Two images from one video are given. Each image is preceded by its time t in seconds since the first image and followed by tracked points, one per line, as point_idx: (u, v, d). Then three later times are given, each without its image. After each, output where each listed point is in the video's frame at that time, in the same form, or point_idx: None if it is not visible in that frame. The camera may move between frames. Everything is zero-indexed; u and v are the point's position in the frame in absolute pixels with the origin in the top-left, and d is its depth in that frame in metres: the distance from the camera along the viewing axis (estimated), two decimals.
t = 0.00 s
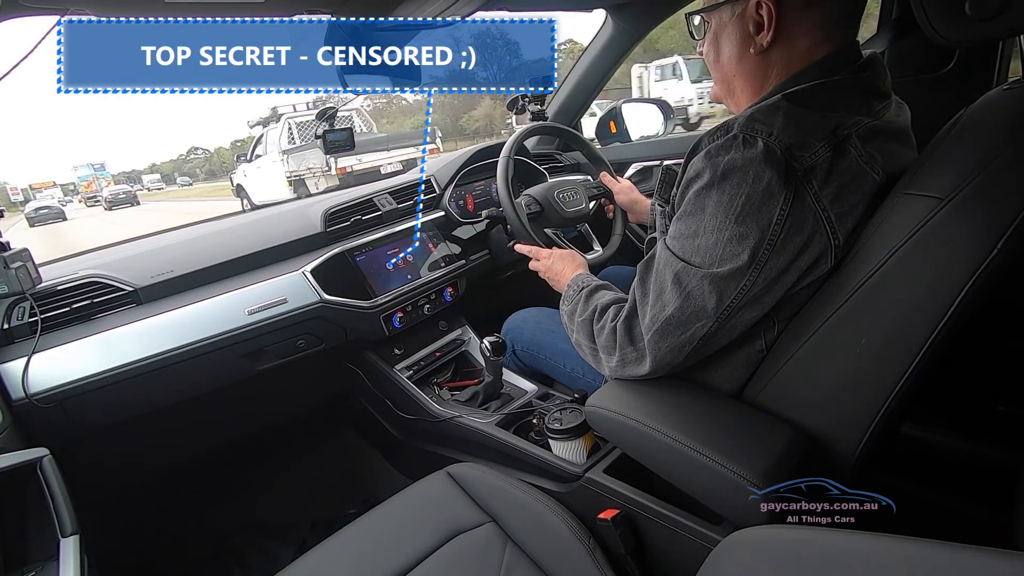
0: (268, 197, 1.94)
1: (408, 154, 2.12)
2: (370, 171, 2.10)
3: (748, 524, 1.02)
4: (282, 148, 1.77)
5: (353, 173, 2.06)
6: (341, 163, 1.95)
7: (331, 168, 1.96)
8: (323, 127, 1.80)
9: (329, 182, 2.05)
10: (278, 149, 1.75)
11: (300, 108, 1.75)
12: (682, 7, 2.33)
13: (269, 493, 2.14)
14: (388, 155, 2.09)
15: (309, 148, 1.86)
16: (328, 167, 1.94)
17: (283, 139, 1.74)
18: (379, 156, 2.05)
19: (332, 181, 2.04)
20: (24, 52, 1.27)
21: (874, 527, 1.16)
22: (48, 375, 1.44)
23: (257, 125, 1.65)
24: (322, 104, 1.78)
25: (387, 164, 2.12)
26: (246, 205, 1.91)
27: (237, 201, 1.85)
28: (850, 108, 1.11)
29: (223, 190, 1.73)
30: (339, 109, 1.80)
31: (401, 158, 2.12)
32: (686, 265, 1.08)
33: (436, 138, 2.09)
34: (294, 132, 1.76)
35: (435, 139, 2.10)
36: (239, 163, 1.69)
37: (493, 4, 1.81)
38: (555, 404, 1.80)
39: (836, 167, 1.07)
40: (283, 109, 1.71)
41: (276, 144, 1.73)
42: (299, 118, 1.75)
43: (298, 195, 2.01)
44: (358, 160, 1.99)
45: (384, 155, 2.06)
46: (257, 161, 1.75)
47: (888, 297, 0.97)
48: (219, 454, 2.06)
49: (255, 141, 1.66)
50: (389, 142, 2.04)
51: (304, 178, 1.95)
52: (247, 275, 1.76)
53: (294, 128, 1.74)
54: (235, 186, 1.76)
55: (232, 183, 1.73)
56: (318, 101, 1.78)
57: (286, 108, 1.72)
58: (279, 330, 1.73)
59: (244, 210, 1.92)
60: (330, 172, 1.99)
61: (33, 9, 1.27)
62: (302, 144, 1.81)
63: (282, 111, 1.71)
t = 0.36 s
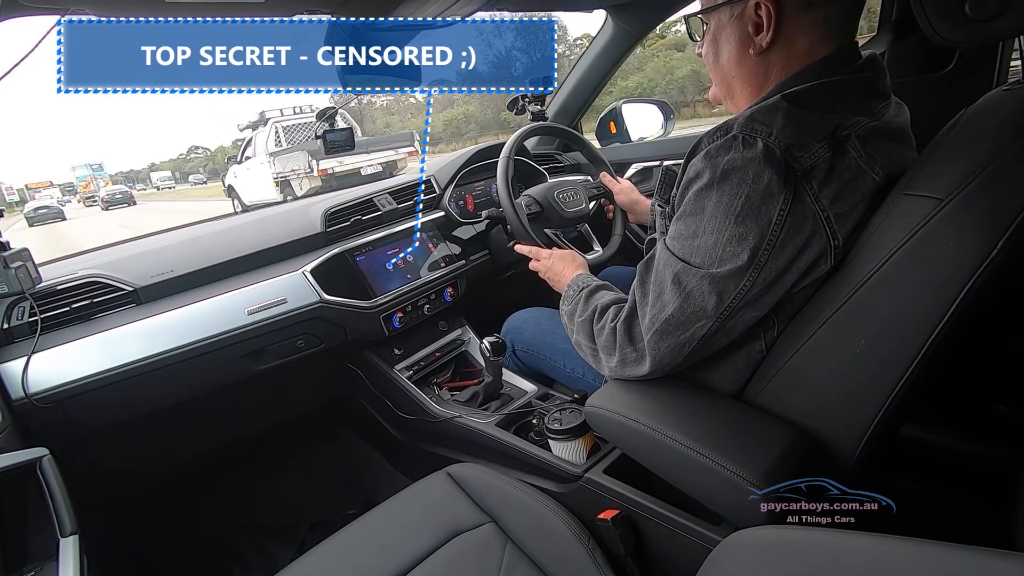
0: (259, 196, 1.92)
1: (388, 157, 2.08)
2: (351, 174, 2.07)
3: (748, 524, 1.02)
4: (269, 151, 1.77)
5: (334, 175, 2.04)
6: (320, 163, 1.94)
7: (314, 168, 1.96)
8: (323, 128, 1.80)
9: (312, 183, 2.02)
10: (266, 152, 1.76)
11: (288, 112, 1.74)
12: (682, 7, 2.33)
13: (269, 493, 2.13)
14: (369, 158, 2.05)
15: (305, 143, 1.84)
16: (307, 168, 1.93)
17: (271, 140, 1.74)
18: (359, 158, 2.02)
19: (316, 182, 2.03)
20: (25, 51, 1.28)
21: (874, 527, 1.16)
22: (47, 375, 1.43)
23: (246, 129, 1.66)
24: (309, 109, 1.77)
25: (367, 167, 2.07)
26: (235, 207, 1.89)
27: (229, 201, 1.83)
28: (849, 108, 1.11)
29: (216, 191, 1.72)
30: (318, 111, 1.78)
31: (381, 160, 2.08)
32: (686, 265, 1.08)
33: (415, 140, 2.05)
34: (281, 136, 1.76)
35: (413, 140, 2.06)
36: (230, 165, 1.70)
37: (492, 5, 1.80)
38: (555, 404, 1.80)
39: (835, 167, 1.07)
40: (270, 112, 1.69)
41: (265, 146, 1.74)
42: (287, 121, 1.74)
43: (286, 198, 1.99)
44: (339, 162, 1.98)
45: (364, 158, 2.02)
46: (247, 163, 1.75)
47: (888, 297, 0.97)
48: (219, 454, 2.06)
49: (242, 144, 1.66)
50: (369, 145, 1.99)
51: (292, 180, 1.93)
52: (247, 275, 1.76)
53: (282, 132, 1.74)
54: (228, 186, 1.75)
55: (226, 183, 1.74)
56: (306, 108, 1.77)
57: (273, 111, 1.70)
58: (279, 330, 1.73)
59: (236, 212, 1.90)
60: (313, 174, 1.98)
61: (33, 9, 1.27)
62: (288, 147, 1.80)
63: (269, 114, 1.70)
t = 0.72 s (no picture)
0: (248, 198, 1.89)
1: (367, 160, 2.04)
2: (331, 176, 2.05)
3: (748, 524, 1.02)
4: (255, 154, 1.77)
5: (316, 178, 2.02)
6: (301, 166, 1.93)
7: (296, 172, 1.94)
8: (323, 128, 1.81)
9: (295, 186, 2.00)
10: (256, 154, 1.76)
11: (275, 117, 1.75)
12: (682, 7, 2.33)
13: (269, 493, 2.13)
14: (349, 161, 2.02)
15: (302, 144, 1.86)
16: (289, 171, 1.91)
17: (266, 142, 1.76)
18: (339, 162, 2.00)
19: (299, 185, 2.00)
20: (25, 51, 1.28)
21: (874, 527, 1.16)
22: (48, 375, 1.43)
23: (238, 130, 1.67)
24: (298, 115, 1.79)
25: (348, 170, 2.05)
26: (226, 210, 1.84)
27: (219, 203, 1.79)
28: (849, 108, 1.11)
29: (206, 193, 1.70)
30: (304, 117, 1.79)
31: (362, 163, 2.05)
32: (686, 264, 1.08)
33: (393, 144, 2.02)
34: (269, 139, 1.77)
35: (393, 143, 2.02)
36: (220, 168, 1.68)
37: (492, 5, 1.82)
38: (556, 404, 1.80)
39: (835, 167, 1.07)
40: (258, 117, 1.71)
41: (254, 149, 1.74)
42: (275, 126, 1.75)
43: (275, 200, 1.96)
44: (320, 165, 1.97)
45: (343, 161, 2.00)
46: (237, 165, 1.74)
47: (888, 297, 0.97)
48: (219, 454, 2.06)
49: (233, 148, 1.65)
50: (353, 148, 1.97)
51: (278, 183, 1.91)
52: (247, 275, 1.76)
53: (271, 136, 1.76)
54: (218, 189, 1.73)
55: (214, 185, 1.70)
56: (294, 112, 1.78)
57: (260, 116, 1.72)
58: (279, 330, 1.73)
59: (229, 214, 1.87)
60: (295, 178, 1.96)
61: (33, 10, 1.27)
62: (276, 150, 1.81)
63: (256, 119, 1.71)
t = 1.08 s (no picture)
0: (238, 198, 1.85)
1: (349, 164, 1.95)
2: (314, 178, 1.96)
3: (748, 524, 1.02)
4: (243, 157, 1.70)
5: (299, 179, 1.94)
6: (283, 167, 1.84)
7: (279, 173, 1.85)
8: (323, 128, 1.77)
9: (279, 186, 1.93)
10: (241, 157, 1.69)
11: (262, 120, 1.68)
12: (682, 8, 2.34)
13: (268, 493, 2.13)
14: (330, 163, 1.94)
15: (295, 147, 1.81)
16: (272, 173, 1.83)
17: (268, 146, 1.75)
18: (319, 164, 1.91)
19: (282, 185, 1.92)
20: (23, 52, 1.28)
21: (874, 527, 1.16)
22: (48, 375, 1.43)
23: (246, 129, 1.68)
24: (287, 118, 1.73)
25: (329, 172, 1.97)
26: (221, 214, 1.86)
27: (211, 204, 1.78)
28: (849, 109, 1.11)
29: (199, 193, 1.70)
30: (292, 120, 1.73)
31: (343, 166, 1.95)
32: (686, 265, 1.08)
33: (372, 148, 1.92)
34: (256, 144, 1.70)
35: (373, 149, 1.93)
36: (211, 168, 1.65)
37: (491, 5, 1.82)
38: (555, 404, 1.80)
39: (836, 168, 1.07)
40: (243, 120, 1.64)
41: (240, 152, 1.68)
42: (262, 129, 1.68)
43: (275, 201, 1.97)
44: (303, 166, 1.88)
45: (324, 163, 1.92)
46: (225, 167, 1.69)
47: (888, 298, 0.97)
48: (218, 454, 2.06)
49: (224, 149, 1.63)
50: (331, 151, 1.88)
51: (264, 183, 1.85)
52: (247, 275, 1.76)
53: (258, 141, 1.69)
54: (211, 190, 1.71)
55: (208, 185, 1.69)
56: (281, 115, 1.72)
57: (247, 120, 1.65)
58: (279, 330, 1.73)
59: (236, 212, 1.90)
60: (279, 180, 1.89)
61: (33, 10, 1.27)
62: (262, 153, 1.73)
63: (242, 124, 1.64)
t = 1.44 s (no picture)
0: (227, 198, 1.83)
1: (331, 165, 1.93)
2: (297, 180, 1.94)
3: (748, 524, 1.02)
4: (231, 159, 1.69)
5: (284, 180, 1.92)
6: (266, 168, 1.83)
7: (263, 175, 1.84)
8: (324, 127, 1.79)
9: (263, 187, 1.91)
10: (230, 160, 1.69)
11: (249, 123, 1.67)
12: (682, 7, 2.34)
13: (268, 492, 2.14)
14: (313, 163, 1.91)
15: (281, 149, 1.81)
16: (257, 175, 1.82)
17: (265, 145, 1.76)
18: (301, 164, 1.89)
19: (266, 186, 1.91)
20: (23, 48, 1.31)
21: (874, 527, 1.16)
22: (47, 375, 1.43)
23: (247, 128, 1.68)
24: (274, 121, 1.73)
25: (312, 173, 1.95)
26: (211, 213, 1.83)
27: (203, 205, 1.77)
28: (849, 108, 1.11)
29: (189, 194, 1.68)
30: (278, 124, 1.74)
31: (325, 167, 1.94)
32: (686, 265, 1.08)
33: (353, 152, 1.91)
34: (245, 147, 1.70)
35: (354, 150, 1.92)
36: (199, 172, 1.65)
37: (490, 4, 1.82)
38: (555, 404, 1.80)
39: (836, 167, 1.07)
40: (231, 124, 1.63)
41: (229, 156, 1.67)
42: (250, 133, 1.68)
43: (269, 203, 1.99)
44: (286, 168, 1.87)
45: (306, 164, 1.90)
46: (215, 169, 1.69)
47: (888, 297, 0.97)
48: (218, 454, 2.06)
49: (215, 151, 1.64)
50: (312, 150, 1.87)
51: (250, 185, 1.84)
52: (246, 275, 1.76)
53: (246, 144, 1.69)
54: (201, 189, 1.70)
55: (199, 185, 1.68)
56: (268, 119, 1.71)
57: (235, 123, 1.64)
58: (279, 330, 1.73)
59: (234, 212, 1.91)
60: (263, 181, 1.87)
61: (31, 9, 1.29)
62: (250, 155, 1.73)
63: (230, 127, 1.64)
